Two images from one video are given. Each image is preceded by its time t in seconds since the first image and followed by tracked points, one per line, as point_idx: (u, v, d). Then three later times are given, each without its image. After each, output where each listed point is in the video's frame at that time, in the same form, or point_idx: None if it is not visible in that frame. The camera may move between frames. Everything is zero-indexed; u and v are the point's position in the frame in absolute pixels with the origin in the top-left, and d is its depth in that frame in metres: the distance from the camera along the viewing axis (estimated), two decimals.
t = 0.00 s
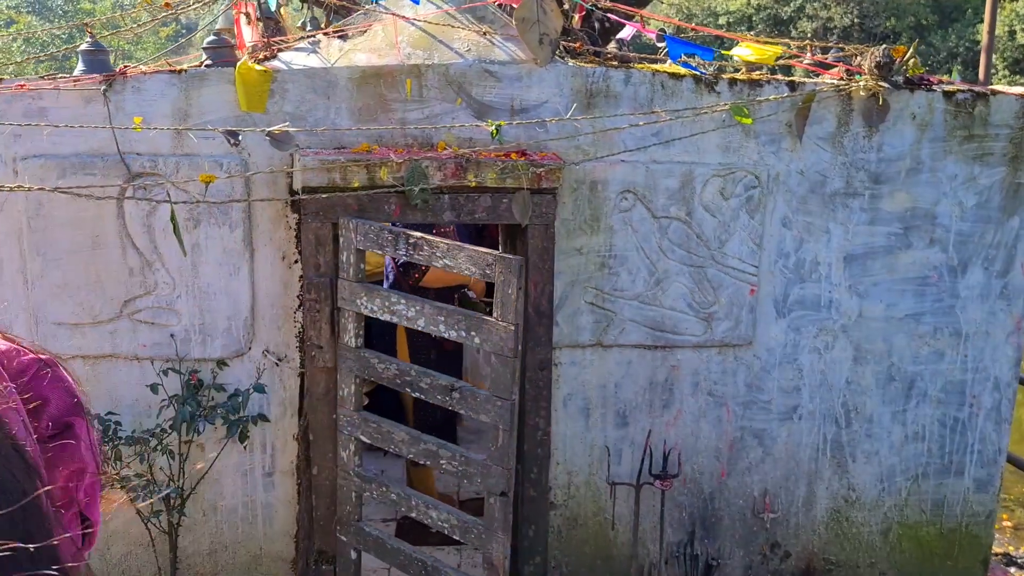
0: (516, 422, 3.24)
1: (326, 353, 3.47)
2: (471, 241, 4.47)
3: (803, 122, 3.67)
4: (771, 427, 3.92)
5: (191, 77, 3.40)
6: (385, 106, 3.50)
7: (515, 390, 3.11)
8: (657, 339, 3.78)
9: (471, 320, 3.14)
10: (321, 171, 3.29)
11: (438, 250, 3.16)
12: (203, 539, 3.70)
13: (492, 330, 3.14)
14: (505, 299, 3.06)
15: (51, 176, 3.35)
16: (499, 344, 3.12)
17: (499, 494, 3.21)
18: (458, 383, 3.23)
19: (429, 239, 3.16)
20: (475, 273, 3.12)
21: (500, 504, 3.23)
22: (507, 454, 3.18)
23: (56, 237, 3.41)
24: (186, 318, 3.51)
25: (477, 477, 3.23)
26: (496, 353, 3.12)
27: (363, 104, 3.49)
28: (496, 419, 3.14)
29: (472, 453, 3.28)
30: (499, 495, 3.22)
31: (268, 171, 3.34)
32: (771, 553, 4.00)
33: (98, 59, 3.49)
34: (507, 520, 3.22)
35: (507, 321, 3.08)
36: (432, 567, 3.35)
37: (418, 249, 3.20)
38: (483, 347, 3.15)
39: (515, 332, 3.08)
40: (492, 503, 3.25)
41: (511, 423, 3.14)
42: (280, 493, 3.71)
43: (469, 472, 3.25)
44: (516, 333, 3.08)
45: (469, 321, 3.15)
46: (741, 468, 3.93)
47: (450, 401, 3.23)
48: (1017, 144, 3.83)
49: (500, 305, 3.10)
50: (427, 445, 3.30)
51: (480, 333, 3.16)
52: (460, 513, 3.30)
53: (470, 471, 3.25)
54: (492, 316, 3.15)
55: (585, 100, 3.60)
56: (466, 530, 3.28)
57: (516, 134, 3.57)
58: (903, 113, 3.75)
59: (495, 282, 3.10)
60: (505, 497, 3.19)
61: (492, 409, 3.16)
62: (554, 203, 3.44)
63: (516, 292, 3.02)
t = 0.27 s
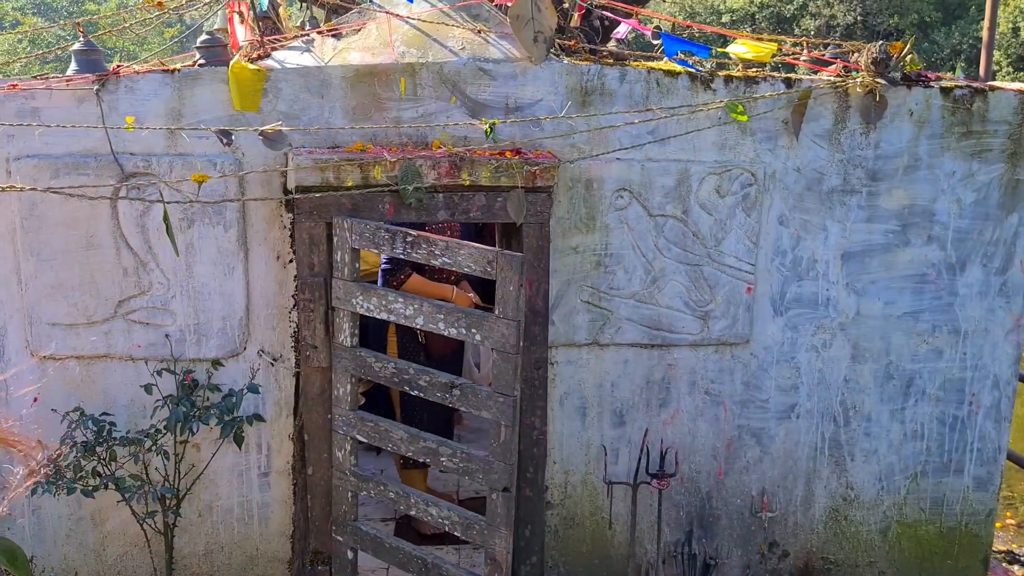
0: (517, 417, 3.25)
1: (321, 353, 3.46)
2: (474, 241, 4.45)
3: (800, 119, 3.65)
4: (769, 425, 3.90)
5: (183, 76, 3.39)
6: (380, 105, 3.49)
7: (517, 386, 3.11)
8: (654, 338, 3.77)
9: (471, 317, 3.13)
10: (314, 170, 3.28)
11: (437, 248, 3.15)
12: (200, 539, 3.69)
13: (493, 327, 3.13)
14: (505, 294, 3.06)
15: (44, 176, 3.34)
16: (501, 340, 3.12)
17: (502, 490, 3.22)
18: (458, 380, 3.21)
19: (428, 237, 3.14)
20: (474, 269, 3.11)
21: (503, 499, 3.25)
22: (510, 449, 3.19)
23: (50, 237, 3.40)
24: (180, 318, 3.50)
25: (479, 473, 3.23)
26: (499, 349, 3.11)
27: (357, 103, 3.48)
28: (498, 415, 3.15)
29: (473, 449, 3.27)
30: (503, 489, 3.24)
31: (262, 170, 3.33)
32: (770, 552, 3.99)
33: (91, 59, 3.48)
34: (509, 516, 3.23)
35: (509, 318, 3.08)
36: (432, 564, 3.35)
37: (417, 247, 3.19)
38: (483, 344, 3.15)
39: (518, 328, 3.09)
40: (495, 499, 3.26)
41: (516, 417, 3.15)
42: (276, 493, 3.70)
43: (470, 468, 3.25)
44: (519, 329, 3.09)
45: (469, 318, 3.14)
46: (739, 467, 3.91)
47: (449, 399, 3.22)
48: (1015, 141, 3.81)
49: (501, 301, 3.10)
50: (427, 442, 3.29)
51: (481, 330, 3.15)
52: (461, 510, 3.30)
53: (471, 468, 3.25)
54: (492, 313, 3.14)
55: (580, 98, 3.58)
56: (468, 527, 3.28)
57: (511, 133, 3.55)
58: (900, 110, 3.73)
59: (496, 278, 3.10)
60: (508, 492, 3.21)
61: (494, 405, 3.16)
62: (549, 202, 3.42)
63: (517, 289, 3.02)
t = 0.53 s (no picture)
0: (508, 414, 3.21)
1: (313, 348, 3.43)
2: (473, 236, 4.43)
3: (797, 113, 3.61)
4: (766, 422, 3.86)
5: (174, 68, 3.37)
6: (373, 98, 3.46)
7: (506, 383, 3.07)
8: (650, 333, 3.73)
9: (462, 312, 3.10)
10: (305, 163, 3.24)
11: (427, 242, 3.12)
12: (191, 536, 3.67)
13: (482, 322, 3.10)
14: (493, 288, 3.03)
15: (33, 169, 3.31)
16: (491, 335, 3.09)
17: (492, 487, 3.18)
18: (450, 376, 3.19)
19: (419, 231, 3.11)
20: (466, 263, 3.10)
21: (493, 497, 3.22)
22: (500, 447, 3.16)
23: (39, 231, 3.38)
24: (171, 313, 3.48)
25: (469, 470, 3.19)
26: (490, 344, 3.10)
27: (349, 96, 3.45)
28: (488, 411, 3.11)
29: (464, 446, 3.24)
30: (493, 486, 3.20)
31: (253, 164, 3.30)
32: (767, 551, 3.95)
33: (81, 50, 3.45)
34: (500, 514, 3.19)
35: (500, 312, 3.06)
36: (423, 562, 3.31)
37: (407, 241, 3.15)
38: (474, 339, 3.12)
39: (508, 323, 3.05)
40: (485, 496, 3.23)
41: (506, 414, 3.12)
42: (268, 489, 3.67)
43: (460, 465, 3.22)
44: (508, 324, 3.05)
45: (461, 313, 3.11)
46: (736, 464, 3.88)
47: (440, 395, 3.19)
48: (1016, 135, 3.76)
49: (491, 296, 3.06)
50: (417, 438, 3.26)
51: (472, 325, 3.12)
52: (451, 507, 3.27)
53: (461, 465, 3.22)
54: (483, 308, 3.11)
55: (575, 91, 3.55)
56: (458, 524, 3.25)
57: (506, 126, 3.53)
58: (899, 103, 3.69)
59: (487, 272, 3.07)
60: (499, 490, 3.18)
61: (483, 402, 3.13)
62: (542, 196, 3.38)
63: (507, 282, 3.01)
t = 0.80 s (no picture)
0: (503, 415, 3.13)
1: (311, 343, 3.38)
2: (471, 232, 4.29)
3: (805, 106, 3.55)
4: (771, 421, 3.81)
5: (172, 57, 3.32)
6: (373, 89, 3.40)
7: (499, 382, 3.01)
8: (653, 330, 3.68)
9: (455, 308, 3.04)
10: (304, 155, 3.21)
11: (422, 235, 3.07)
12: (188, 532, 3.62)
13: (476, 319, 3.04)
14: (488, 283, 2.96)
15: (29, 159, 3.27)
16: (484, 332, 3.02)
17: (484, 489, 3.11)
18: (443, 373, 3.13)
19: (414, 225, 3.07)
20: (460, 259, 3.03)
21: (485, 499, 3.15)
22: (492, 448, 3.08)
23: (35, 222, 3.33)
24: (168, 306, 3.43)
25: (462, 471, 3.13)
26: (483, 341, 3.03)
27: (349, 87, 3.39)
28: (480, 411, 3.05)
29: (458, 446, 3.19)
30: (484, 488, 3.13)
31: (251, 155, 3.25)
32: (771, 551, 3.89)
33: (78, 39, 3.45)
34: (492, 516, 3.14)
35: (494, 309, 2.98)
36: (416, 563, 3.26)
37: (403, 235, 3.11)
38: (468, 336, 3.05)
39: (501, 321, 2.98)
40: (478, 498, 3.16)
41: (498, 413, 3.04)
42: (266, 486, 3.62)
43: (454, 466, 3.16)
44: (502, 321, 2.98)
45: (454, 309, 3.06)
46: (740, 463, 3.82)
47: (433, 393, 3.14)
48: None
49: (485, 292, 2.99)
50: (411, 437, 3.22)
51: (466, 322, 3.06)
52: (444, 509, 3.22)
53: (454, 465, 3.16)
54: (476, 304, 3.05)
55: (578, 83, 3.49)
56: (451, 525, 3.20)
57: (509, 118, 3.47)
58: (909, 97, 3.63)
59: (479, 268, 3.00)
60: (491, 492, 3.11)
61: (476, 401, 3.06)
62: (545, 188, 3.33)
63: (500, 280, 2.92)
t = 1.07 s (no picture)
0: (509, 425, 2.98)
1: (321, 345, 3.30)
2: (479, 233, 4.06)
3: (828, 103, 3.46)
4: (790, 426, 3.71)
5: (178, 50, 3.23)
6: (385, 84, 3.31)
7: (503, 390, 2.86)
8: (670, 332, 3.59)
9: (460, 311, 2.91)
10: (314, 151, 3.10)
11: (429, 235, 2.95)
12: (193, 537, 3.53)
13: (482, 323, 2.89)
14: (493, 286, 2.82)
15: (31, 154, 3.18)
16: (488, 338, 2.87)
17: (487, 501, 2.97)
18: (449, 380, 3.02)
19: (420, 223, 2.95)
20: (466, 260, 2.88)
21: (490, 511, 2.99)
22: (496, 459, 2.93)
23: (37, 218, 3.24)
24: (173, 306, 3.34)
25: (466, 481, 3.01)
26: (487, 347, 2.87)
27: (360, 82, 3.30)
28: (483, 419, 2.90)
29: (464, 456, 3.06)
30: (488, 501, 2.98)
31: (260, 151, 3.16)
32: (789, 559, 3.80)
33: (80, 31, 3.34)
34: (496, 530, 3.00)
35: (498, 314, 2.81)
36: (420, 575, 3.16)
37: (409, 234, 3.00)
38: (473, 341, 2.91)
39: (506, 328, 2.82)
40: (481, 509, 3.02)
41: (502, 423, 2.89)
42: (273, 490, 3.53)
43: (458, 476, 3.04)
44: (507, 327, 2.82)
45: (459, 313, 2.93)
46: (758, 469, 3.73)
47: (439, 400, 3.03)
48: None
49: (490, 294, 2.83)
50: (416, 444, 3.11)
51: (471, 327, 2.92)
52: (449, 520, 3.10)
53: (459, 475, 3.04)
54: (483, 308, 2.90)
55: (595, 78, 3.40)
56: (454, 537, 3.09)
57: (523, 114, 3.38)
58: (934, 95, 3.54)
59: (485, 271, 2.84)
60: (494, 505, 2.97)
61: (480, 409, 2.93)
62: (562, 186, 3.24)
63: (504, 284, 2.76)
